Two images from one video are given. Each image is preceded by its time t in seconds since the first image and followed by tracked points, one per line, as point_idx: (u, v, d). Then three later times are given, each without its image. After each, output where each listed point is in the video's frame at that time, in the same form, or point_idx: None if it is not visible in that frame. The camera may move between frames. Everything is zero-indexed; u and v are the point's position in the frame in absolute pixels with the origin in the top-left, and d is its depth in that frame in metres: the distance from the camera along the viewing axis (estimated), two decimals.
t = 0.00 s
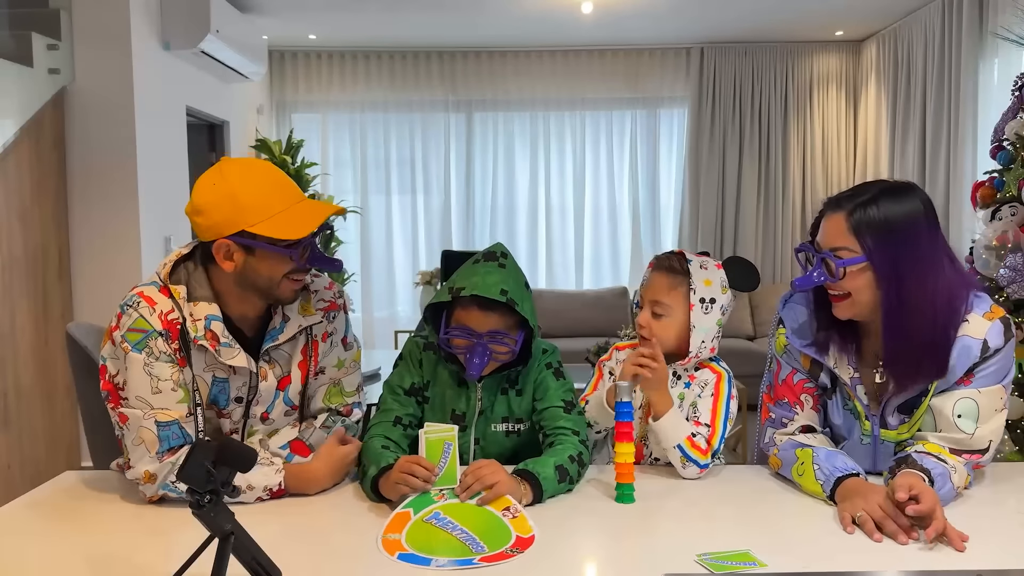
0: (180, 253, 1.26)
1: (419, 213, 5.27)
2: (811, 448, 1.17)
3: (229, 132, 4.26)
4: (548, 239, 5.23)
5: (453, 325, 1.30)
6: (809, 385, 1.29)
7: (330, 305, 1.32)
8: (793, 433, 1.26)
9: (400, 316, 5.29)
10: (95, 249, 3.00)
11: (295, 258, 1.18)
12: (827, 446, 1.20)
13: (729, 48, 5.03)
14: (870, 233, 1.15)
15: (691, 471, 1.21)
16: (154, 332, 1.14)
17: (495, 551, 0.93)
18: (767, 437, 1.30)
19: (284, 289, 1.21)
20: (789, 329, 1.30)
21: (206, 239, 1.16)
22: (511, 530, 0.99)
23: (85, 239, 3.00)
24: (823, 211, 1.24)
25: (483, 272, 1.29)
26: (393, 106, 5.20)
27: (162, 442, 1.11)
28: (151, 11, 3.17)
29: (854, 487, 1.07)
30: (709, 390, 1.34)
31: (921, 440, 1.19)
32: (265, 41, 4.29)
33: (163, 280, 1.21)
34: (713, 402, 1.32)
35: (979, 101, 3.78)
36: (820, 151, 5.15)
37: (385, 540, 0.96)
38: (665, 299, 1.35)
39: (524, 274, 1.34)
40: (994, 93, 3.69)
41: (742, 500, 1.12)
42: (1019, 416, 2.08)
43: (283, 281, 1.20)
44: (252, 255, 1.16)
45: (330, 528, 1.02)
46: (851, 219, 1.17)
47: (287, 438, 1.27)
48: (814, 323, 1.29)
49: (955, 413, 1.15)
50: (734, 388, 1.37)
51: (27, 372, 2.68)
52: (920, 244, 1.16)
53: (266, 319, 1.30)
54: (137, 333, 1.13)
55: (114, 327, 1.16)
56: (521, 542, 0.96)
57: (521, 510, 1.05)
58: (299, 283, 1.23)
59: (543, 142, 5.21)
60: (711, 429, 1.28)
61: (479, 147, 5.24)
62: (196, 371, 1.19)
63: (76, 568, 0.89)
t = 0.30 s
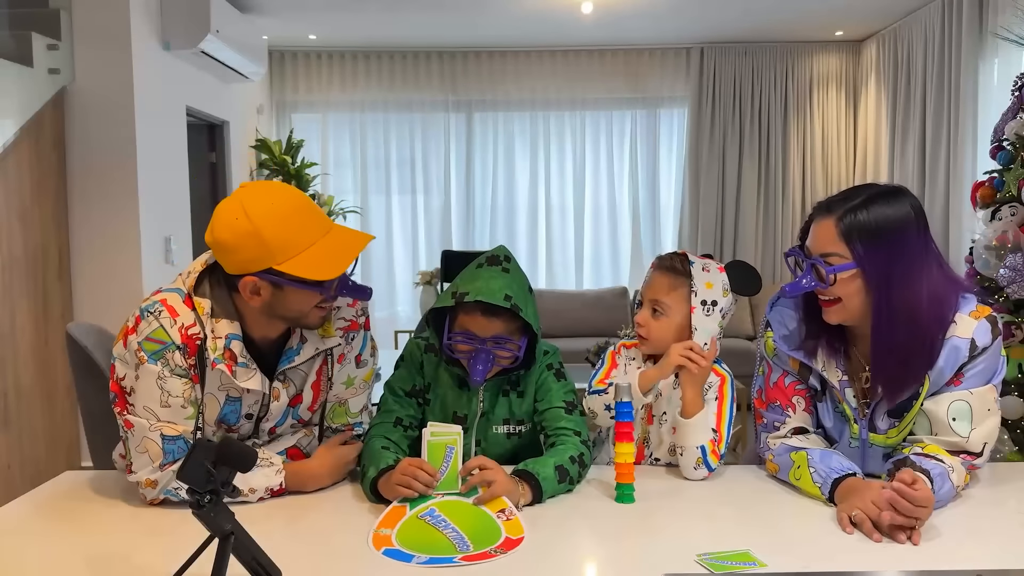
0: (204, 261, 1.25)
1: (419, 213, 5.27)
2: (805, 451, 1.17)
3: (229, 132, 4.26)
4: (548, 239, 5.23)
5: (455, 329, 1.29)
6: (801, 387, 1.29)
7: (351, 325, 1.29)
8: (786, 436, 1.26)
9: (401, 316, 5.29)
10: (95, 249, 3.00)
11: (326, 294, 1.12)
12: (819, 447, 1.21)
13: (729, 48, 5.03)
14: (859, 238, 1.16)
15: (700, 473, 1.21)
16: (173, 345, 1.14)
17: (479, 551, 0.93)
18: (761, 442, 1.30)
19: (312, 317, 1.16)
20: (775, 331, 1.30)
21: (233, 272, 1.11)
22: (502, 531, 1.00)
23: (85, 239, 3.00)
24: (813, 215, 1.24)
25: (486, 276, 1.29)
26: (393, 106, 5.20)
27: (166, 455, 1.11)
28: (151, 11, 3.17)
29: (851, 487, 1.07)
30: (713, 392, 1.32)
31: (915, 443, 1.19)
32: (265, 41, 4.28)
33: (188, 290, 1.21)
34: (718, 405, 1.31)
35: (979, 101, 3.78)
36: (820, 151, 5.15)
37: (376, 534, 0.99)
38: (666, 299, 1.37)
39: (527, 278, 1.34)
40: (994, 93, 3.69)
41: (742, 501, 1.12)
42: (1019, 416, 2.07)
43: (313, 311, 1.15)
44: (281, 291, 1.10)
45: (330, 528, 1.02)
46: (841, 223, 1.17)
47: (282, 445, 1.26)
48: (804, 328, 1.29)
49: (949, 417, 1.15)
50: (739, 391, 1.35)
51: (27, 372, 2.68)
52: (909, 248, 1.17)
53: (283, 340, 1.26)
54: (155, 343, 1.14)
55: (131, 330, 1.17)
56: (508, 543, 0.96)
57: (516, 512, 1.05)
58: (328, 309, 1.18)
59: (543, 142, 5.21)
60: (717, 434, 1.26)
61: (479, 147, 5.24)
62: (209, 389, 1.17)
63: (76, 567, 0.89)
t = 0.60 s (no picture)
0: (220, 271, 1.23)
1: (419, 213, 5.27)
2: (807, 457, 1.16)
3: (229, 132, 4.26)
4: (548, 239, 5.23)
5: (456, 331, 1.29)
6: (794, 387, 1.29)
7: (364, 339, 1.28)
8: (789, 438, 1.26)
9: (401, 316, 5.29)
10: (94, 249, 3.00)
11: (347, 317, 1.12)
12: (822, 451, 1.20)
13: (729, 48, 5.02)
14: (839, 229, 1.16)
15: (694, 473, 1.20)
16: (183, 357, 1.14)
17: (478, 549, 0.94)
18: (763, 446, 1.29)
19: (329, 336, 1.16)
20: (761, 336, 1.30)
21: (252, 294, 1.10)
22: (503, 530, 1.00)
23: (85, 239, 2.99)
24: (795, 207, 1.25)
25: (487, 277, 1.29)
26: (393, 106, 5.20)
27: (168, 462, 1.12)
28: (151, 11, 3.17)
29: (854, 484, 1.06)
30: (709, 391, 1.33)
31: (907, 443, 1.19)
32: (265, 41, 4.28)
33: (203, 301, 1.20)
34: (713, 403, 1.31)
35: (979, 101, 3.78)
36: (820, 150, 5.15)
37: (378, 533, 0.99)
38: (677, 301, 1.36)
39: (528, 280, 1.34)
40: (994, 93, 3.70)
41: (741, 502, 1.12)
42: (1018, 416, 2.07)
43: (331, 330, 1.14)
44: (302, 313, 1.10)
45: (330, 529, 1.02)
46: (822, 215, 1.18)
47: (289, 446, 1.27)
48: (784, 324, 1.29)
49: (936, 412, 1.14)
50: (735, 388, 1.36)
51: (27, 372, 2.68)
52: (888, 241, 1.17)
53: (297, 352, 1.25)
54: (165, 354, 1.13)
55: (142, 336, 1.17)
56: (507, 542, 0.96)
57: (517, 509, 1.06)
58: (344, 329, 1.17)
59: (543, 142, 5.22)
60: (713, 429, 1.26)
61: (479, 147, 5.24)
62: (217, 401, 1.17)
63: (76, 567, 0.90)
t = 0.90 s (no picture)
0: (213, 267, 1.24)
1: (419, 213, 5.27)
2: (801, 460, 1.16)
3: (229, 132, 4.26)
4: (548, 239, 5.23)
5: (454, 333, 1.28)
6: (792, 390, 1.29)
7: (359, 333, 1.28)
8: (786, 441, 1.24)
9: (401, 316, 5.29)
10: (94, 249, 3.00)
11: (339, 300, 1.12)
12: (817, 452, 1.19)
13: (730, 48, 5.02)
14: (840, 226, 1.17)
15: (696, 474, 1.20)
16: (177, 352, 1.14)
17: (478, 548, 0.94)
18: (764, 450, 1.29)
19: (321, 324, 1.16)
20: (755, 338, 1.30)
21: (243, 283, 1.09)
22: (501, 529, 1.00)
23: (85, 239, 2.99)
24: (797, 203, 1.25)
25: (484, 278, 1.29)
26: (393, 106, 5.20)
27: (167, 459, 1.12)
28: (151, 11, 3.17)
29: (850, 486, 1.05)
30: (706, 391, 1.34)
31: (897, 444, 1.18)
32: (265, 41, 4.28)
33: (196, 297, 1.20)
34: (711, 403, 1.31)
35: (979, 101, 3.78)
36: (821, 150, 5.15)
37: (376, 534, 0.99)
38: (662, 306, 1.37)
39: (525, 280, 1.34)
40: (995, 93, 3.69)
41: (741, 502, 1.12)
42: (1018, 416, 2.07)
43: (322, 317, 1.15)
44: (293, 299, 1.10)
45: (329, 529, 1.02)
46: (826, 212, 1.18)
47: (288, 445, 1.27)
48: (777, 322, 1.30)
49: (927, 416, 1.14)
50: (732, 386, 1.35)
51: (26, 371, 2.68)
52: (888, 242, 1.17)
53: (291, 347, 1.25)
54: (160, 350, 1.13)
55: (136, 334, 1.16)
56: (506, 541, 0.96)
57: (515, 509, 1.06)
58: (336, 317, 1.17)
59: (543, 141, 5.22)
60: (712, 429, 1.26)
61: (479, 147, 5.24)
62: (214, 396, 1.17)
63: (76, 567, 0.90)
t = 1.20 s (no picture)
0: (207, 268, 1.24)
1: (419, 213, 5.27)
2: (803, 459, 1.16)
3: (229, 132, 4.26)
4: (548, 239, 5.23)
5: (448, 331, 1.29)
6: (794, 391, 1.29)
7: (355, 333, 1.29)
8: (786, 442, 1.25)
9: (401, 316, 5.29)
10: (94, 248, 3.00)
11: (335, 302, 1.12)
12: (818, 452, 1.20)
13: (730, 48, 5.02)
14: (851, 227, 1.16)
15: (696, 474, 1.20)
16: (172, 350, 1.14)
17: (475, 547, 0.94)
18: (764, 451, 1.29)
19: (317, 326, 1.16)
20: (759, 337, 1.30)
21: (239, 285, 1.09)
22: (497, 525, 1.01)
23: (85, 239, 2.99)
24: (807, 204, 1.25)
25: (475, 277, 1.29)
26: (393, 106, 5.20)
27: (166, 456, 1.12)
28: (151, 11, 3.17)
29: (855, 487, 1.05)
30: (700, 391, 1.34)
31: (906, 446, 1.18)
32: (265, 41, 4.28)
33: (190, 296, 1.20)
34: (706, 403, 1.31)
35: (979, 100, 3.79)
36: (821, 150, 5.15)
37: (373, 534, 0.99)
38: (653, 307, 1.36)
39: (518, 276, 1.34)
40: (995, 93, 3.69)
41: (741, 502, 1.12)
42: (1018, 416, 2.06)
43: (317, 319, 1.14)
44: (288, 301, 1.10)
45: (331, 528, 1.02)
46: (834, 213, 1.18)
47: (286, 445, 1.27)
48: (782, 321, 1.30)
49: (935, 420, 1.14)
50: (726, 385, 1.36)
51: (26, 371, 2.68)
52: (898, 245, 1.17)
53: (287, 346, 1.25)
54: (154, 348, 1.13)
55: (132, 333, 1.17)
56: (503, 539, 0.97)
57: (508, 497, 1.09)
58: (332, 319, 1.17)
59: (543, 141, 5.22)
60: (710, 429, 1.27)
61: (479, 147, 5.24)
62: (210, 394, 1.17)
63: (76, 567, 0.89)
